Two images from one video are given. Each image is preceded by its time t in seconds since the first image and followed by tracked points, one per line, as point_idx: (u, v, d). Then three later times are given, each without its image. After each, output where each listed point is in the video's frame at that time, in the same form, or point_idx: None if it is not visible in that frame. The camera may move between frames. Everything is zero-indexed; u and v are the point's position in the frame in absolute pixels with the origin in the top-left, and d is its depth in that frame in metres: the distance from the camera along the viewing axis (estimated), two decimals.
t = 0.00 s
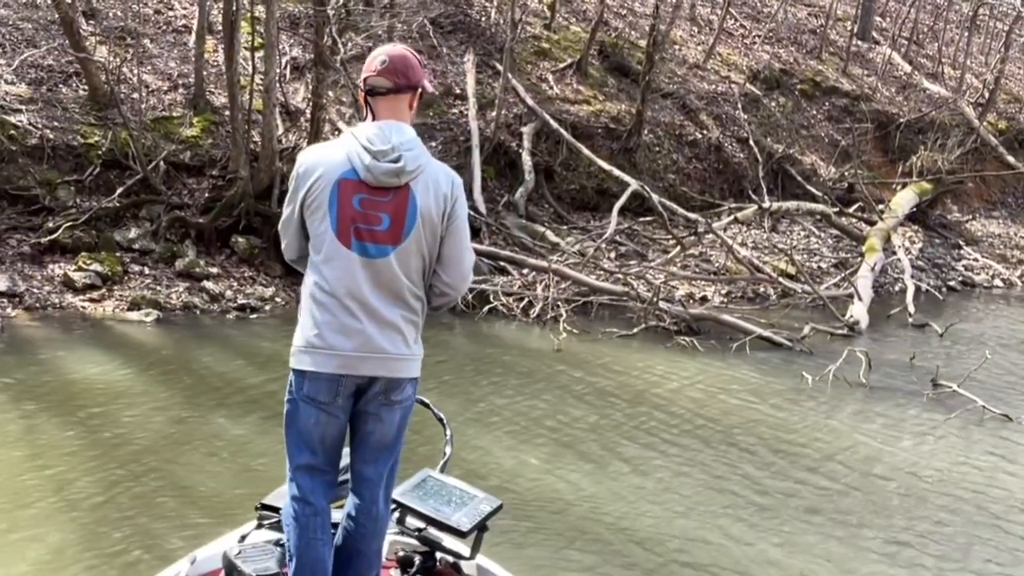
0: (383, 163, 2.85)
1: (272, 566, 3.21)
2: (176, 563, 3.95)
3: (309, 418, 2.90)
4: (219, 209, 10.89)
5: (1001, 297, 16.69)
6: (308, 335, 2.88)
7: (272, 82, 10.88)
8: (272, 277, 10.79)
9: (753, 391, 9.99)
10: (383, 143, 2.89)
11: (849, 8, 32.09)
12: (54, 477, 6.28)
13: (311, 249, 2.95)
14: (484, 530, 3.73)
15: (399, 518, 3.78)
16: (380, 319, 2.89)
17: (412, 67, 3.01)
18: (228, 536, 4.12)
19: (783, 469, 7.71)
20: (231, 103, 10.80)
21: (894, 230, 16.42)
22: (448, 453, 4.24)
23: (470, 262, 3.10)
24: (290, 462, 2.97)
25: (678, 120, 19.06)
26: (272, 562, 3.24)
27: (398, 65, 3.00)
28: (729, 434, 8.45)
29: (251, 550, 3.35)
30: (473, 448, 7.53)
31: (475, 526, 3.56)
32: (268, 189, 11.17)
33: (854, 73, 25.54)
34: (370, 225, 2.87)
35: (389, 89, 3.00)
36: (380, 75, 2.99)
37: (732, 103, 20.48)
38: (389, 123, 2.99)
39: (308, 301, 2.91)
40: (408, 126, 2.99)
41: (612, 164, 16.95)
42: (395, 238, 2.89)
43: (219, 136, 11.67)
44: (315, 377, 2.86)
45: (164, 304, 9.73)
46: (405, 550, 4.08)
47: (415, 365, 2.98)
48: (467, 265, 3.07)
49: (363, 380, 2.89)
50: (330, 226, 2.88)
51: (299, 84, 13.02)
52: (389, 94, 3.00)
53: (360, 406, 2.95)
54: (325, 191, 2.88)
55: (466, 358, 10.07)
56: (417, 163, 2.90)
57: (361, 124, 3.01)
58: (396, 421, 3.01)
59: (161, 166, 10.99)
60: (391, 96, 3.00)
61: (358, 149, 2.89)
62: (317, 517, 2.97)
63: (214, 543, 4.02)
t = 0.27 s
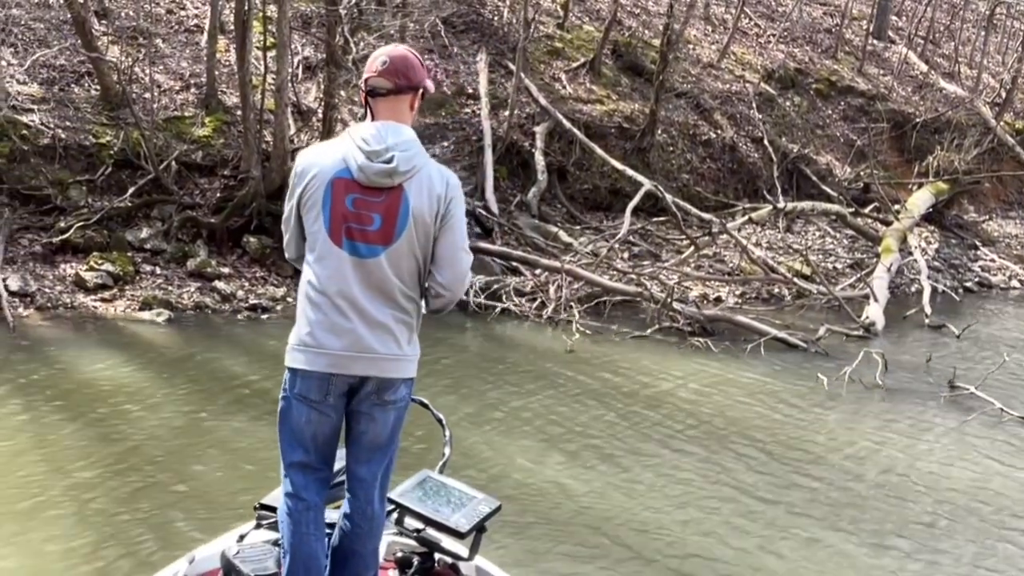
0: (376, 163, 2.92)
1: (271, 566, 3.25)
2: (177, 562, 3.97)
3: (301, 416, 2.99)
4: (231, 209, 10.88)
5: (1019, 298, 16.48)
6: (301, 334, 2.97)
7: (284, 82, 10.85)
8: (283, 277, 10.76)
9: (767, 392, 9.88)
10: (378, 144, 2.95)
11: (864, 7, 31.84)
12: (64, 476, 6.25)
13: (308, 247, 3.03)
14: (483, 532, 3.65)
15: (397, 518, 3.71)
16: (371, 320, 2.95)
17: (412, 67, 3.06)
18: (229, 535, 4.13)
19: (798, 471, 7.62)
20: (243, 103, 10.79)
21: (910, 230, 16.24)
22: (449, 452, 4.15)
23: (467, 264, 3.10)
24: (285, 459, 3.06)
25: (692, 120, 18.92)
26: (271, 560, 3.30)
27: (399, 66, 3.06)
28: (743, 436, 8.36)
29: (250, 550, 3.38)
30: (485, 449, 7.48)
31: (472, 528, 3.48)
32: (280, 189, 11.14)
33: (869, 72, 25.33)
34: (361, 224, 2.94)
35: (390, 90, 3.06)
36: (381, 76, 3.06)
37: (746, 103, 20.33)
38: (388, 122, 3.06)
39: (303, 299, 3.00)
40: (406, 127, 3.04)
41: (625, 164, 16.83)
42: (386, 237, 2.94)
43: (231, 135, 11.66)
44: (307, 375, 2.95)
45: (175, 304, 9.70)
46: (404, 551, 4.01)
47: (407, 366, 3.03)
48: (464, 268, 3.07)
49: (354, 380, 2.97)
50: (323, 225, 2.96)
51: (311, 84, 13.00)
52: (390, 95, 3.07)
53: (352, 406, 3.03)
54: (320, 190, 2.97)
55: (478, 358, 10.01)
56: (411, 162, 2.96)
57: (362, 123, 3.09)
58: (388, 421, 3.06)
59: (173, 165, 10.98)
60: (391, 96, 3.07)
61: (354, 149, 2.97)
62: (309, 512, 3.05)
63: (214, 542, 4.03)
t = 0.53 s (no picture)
0: (371, 165, 2.93)
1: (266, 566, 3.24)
2: (173, 562, 3.94)
3: (296, 418, 2.99)
4: (242, 209, 10.84)
5: None
6: (296, 336, 2.98)
7: (295, 82, 10.82)
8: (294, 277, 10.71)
9: (780, 394, 9.77)
10: (374, 147, 2.97)
11: (879, 5, 31.59)
12: (72, 477, 6.21)
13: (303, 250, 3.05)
14: (479, 535, 3.57)
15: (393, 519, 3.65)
16: (364, 322, 2.95)
17: (410, 69, 3.07)
18: (225, 535, 4.10)
19: (812, 475, 7.51)
20: (254, 103, 10.78)
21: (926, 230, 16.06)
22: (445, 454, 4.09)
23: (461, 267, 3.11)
24: (279, 460, 3.05)
25: (705, 119, 18.78)
26: (266, 561, 3.27)
27: (396, 69, 3.07)
28: (756, 438, 8.25)
29: (246, 550, 3.37)
30: (495, 450, 7.40)
31: (469, 531, 3.40)
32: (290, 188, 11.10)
33: (884, 71, 25.12)
34: (356, 225, 2.95)
35: (387, 92, 3.07)
36: (378, 78, 3.06)
37: (760, 102, 20.18)
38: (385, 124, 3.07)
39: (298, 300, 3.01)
40: (403, 129, 3.06)
41: (638, 164, 16.72)
42: (380, 240, 2.95)
43: (241, 135, 11.65)
44: (302, 376, 2.95)
45: (186, 304, 9.68)
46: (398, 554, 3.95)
47: (402, 368, 3.03)
48: (459, 270, 3.08)
49: (349, 382, 2.97)
50: (318, 226, 2.97)
51: (322, 83, 12.98)
52: (388, 98, 3.08)
53: (347, 407, 3.02)
54: (316, 191, 2.98)
55: (489, 359, 9.94)
56: (407, 165, 2.97)
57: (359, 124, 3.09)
58: (384, 423, 3.05)
59: (184, 166, 10.96)
60: (389, 98, 3.07)
61: (351, 151, 2.99)
62: (305, 514, 3.03)
63: (211, 544, 3.99)
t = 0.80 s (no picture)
0: (373, 166, 2.87)
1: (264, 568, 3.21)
2: (172, 563, 3.91)
3: (296, 420, 2.93)
4: (253, 211, 10.71)
5: None
6: (296, 337, 2.92)
7: (307, 83, 10.78)
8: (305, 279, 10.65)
9: (795, 396, 9.65)
10: (376, 148, 2.91)
11: (895, 5, 31.34)
12: (82, 477, 6.18)
13: (303, 251, 2.99)
14: (477, 536, 3.54)
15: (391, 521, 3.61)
16: (364, 324, 2.89)
17: (412, 72, 3.02)
18: (224, 536, 4.06)
19: (830, 478, 7.39)
20: (265, 104, 10.75)
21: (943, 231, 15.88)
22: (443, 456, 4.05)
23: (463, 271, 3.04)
24: (278, 460, 3.00)
25: (719, 120, 18.65)
26: (263, 561, 3.27)
27: (398, 71, 3.02)
28: (771, 441, 8.14)
29: (243, 551, 3.33)
30: (508, 453, 7.33)
31: (466, 532, 3.38)
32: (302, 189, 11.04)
33: (900, 71, 24.91)
34: (357, 227, 2.89)
35: (389, 95, 3.01)
36: (380, 80, 3.01)
37: (775, 102, 20.04)
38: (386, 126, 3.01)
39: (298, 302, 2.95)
40: (405, 132, 3.00)
41: (651, 165, 16.61)
42: (381, 241, 2.89)
43: (253, 137, 11.64)
44: (302, 378, 2.89)
45: (197, 306, 9.65)
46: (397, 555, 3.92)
47: (403, 370, 2.97)
48: (460, 274, 3.01)
49: (349, 384, 2.91)
50: (319, 227, 2.91)
51: (333, 84, 12.96)
52: (390, 100, 3.02)
53: (347, 409, 2.97)
54: (316, 192, 2.92)
55: (501, 360, 9.87)
56: (409, 167, 2.91)
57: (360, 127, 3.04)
58: (383, 424, 3.00)
59: (195, 167, 10.94)
60: (390, 100, 3.02)
61: (352, 152, 2.93)
62: (303, 515, 2.99)
63: (210, 543, 3.97)
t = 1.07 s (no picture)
0: (380, 167, 2.83)
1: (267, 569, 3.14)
2: (173, 564, 3.84)
3: (300, 419, 2.87)
4: (266, 212, 10.67)
5: None
6: (301, 337, 2.87)
7: (320, 84, 10.74)
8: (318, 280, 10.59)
9: (812, 398, 9.53)
10: (383, 149, 2.86)
11: (910, 4, 31.09)
12: (94, 479, 6.13)
13: (308, 251, 2.94)
14: (479, 536, 3.49)
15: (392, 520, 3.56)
16: (370, 325, 2.84)
17: (419, 74, 2.97)
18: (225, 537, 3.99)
19: (850, 482, 7.27)
20: (278, 106, 10.73)
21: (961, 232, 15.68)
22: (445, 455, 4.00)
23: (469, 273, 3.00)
24: (281, 461, 2.94)
25: (734, 120, 18.52)
26: (265, 563, 3.18)
27: (405, 72, 2.97)
28: (788, 443, 8.02)
29: (245, 551, 3.27)
30: (522, 455, 7.24)
31: (469, 532, 3.34)
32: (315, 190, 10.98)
33: (916, 71, 24.70)
34: (363, 228, 2.84)
35: (395, 96, 2.97)
36: (386, 81, 2.96)
37: (790, 102, 19.89)
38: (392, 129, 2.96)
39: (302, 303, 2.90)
40: (412, 134, 2.95)
41: (665, 165, 16.50)
42: (387, 243, 2.85)
43: (265, 138, 11.62)
44: (307, 378, 2.84)
45: (210, 307, 9.61)
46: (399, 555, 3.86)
47: (407, 370, 2.93)
48: (466, 276, 2.97)
49: (354, 384, 2.86)
50: (324, 228, 2.86)
51: (345, 86, 12.93)
52: (395, 101, 2.97)
53: (352, 409, 2.91)
54: (322, 192, 2.87)
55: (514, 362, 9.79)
56: (416, 169, 2.87)
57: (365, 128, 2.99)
58: (387, 425, 2.95)
59: (208, 168, 10.91)
60: (397, 102, 2.97)
61: (358, 152, 2.88)
62: (307, 516, 2.92)
63: (211, 543, 3.91)
